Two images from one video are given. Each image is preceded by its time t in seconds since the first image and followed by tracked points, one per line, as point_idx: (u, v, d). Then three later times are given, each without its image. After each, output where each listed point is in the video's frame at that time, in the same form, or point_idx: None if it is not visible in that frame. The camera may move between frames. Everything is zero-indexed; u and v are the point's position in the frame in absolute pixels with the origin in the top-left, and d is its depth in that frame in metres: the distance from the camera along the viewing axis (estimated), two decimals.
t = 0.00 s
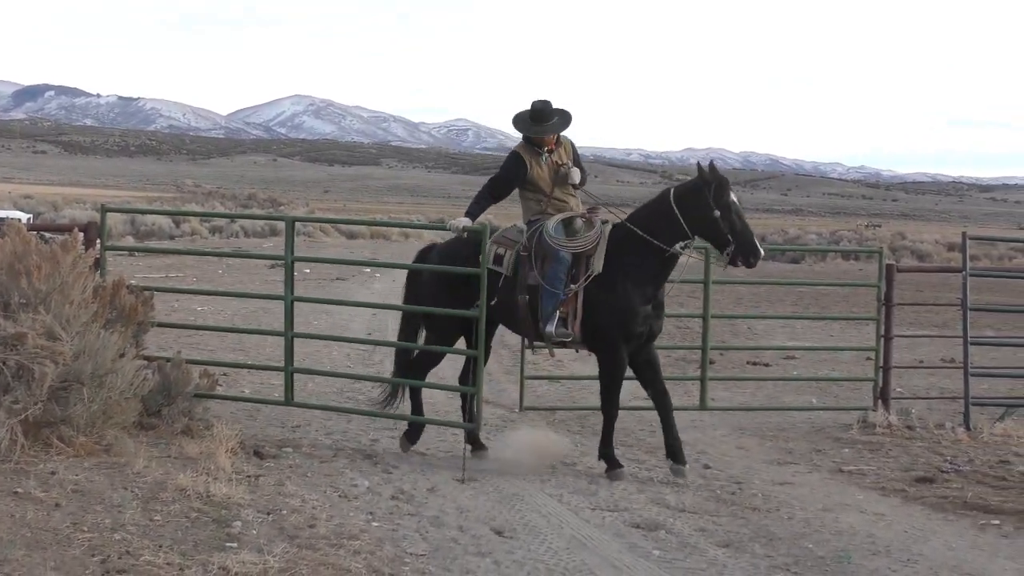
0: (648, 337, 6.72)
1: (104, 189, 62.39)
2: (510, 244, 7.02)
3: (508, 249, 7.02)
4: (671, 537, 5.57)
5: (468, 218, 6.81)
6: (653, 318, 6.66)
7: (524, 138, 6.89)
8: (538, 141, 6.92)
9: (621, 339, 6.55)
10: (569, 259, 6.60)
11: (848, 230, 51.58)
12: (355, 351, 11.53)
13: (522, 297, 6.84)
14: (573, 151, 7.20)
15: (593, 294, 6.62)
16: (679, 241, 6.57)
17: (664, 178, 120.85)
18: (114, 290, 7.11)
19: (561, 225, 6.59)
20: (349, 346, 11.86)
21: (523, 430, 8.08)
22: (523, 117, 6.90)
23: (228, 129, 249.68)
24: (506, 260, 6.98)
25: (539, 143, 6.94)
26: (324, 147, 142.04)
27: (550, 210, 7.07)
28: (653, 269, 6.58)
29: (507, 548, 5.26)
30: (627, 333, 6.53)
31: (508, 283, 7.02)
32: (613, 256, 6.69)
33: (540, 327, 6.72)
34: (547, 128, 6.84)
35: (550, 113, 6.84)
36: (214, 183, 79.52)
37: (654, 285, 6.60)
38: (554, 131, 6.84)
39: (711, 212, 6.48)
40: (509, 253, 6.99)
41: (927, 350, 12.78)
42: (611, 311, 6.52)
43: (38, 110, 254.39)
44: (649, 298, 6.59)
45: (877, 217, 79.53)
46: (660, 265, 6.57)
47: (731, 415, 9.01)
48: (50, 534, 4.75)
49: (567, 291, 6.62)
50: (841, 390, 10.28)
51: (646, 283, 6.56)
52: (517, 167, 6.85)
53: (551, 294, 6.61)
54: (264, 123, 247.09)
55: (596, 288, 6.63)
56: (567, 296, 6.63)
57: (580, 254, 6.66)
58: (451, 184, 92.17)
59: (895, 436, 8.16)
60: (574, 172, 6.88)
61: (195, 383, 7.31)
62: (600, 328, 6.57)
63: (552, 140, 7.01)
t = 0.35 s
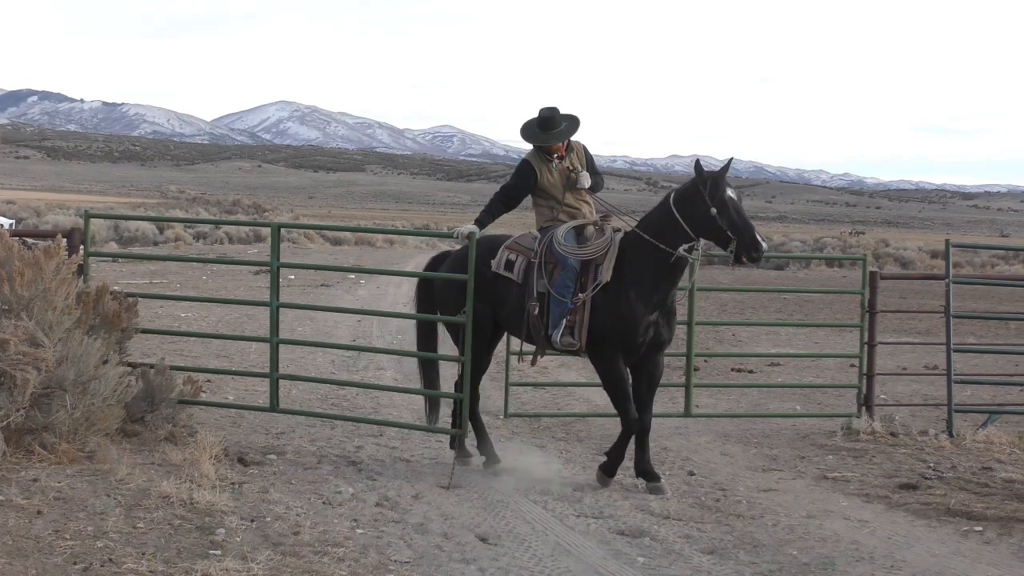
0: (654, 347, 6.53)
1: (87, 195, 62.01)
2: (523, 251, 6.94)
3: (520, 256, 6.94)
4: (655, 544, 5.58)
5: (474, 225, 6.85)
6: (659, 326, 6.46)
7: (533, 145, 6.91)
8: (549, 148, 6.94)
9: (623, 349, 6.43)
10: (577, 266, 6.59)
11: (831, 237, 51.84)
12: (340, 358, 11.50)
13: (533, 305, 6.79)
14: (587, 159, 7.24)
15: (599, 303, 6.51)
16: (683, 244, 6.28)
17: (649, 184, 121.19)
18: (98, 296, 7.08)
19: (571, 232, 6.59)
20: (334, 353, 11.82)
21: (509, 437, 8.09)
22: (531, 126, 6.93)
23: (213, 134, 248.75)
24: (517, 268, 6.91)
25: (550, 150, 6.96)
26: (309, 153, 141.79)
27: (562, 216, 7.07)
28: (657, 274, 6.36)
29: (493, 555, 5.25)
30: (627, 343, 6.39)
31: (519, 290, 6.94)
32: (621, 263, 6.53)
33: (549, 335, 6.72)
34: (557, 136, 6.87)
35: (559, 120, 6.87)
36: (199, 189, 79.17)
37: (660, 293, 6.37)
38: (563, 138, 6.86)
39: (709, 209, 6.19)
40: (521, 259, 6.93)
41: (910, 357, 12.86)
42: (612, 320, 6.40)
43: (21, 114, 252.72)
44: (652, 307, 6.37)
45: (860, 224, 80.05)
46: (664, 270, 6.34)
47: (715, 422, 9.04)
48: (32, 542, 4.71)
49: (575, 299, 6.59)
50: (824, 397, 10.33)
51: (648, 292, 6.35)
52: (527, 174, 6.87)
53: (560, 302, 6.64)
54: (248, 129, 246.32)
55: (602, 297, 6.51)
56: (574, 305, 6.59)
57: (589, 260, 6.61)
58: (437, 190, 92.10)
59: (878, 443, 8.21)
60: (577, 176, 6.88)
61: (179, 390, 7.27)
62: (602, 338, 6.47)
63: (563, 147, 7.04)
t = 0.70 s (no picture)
0: (662, 348, 6.45)
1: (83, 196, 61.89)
2: (533, 254, 6.92)
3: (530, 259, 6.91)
4: (652, 545, 5.59)
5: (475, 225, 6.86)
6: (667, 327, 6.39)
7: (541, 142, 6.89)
8: (557, 145, 6.91)
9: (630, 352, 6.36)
10: (577, 273, 6.63)
11: (828, 238, 51.87)
12: (336, 359, 11.49)
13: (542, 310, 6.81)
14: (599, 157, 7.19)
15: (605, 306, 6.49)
16: (677, 241, 6.21)
17: (645, 185, 121.23)
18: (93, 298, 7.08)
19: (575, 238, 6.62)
20: (331, 354, 11.81)
21: (505, 438, 8.09)
22: (540, 123, 6.90)
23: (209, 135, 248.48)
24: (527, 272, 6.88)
25: (558, 147, 6.93)
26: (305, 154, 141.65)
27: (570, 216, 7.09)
28: (660, 275, 6.29)
29: (490, 556, 5.25)
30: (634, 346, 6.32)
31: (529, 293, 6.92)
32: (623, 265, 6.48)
33: (558, 340, 6.78)
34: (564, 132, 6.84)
35: (567, 118, 6.83)
36: (195, 191, 79.05)
37: (665, 293, 6.30)
38: (570, 136, 6.82)
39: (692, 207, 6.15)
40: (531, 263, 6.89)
41: (906, 358, 12.87)
42: (619, 323, 6.33)
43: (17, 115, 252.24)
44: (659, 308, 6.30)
45: (856, 225, 80.14)
46: (668, 271, 6.28)
47: (712, 423, 9.04)
48: (28, 543, 4.70)
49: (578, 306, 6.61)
50: (821, 398, 10.34)
51: (654, 293, 6.28)
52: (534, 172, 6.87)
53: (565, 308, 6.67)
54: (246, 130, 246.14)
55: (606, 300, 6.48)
56: (579, 311, 6.61)
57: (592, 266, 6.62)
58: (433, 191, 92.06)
59: (875, 444, 8.22)
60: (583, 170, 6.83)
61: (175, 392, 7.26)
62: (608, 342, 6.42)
63: (572, 144, 7.00)
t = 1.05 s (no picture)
0: (671, 342, 6.33)
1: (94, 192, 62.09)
2: (561, 247, 6.92)
3: (556, 251, 6.93)
4: (661, 540, 5.58)
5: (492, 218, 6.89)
6: (671, 321, 6.26)
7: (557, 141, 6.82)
8: (572, 143, 6.78)
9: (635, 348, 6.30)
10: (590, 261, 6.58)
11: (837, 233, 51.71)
12: (345, 354, 11.50)
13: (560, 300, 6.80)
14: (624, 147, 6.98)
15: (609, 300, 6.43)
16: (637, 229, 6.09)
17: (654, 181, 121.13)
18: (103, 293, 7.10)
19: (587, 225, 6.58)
20: (339, 349, 11.83)
21: (513, 433, 8.09)
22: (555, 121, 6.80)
23: (218, 131, 248.90)
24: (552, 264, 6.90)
25: (574, 146, 6.80)
26: (314, 149, 141.79)
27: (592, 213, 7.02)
28: (657, 269, 6.18)
29: (498, 551, 5.26)
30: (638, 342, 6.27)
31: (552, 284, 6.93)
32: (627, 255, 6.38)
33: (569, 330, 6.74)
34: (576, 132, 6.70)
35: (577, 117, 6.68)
36: (204, 186, 79.19)
37: (663, 286, 6.19)
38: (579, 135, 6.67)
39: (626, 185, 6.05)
40: (556, 255, 6.90)
41: (916, 353, 12.82)
42: (621, 318, 6.29)
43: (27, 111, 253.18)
44: (659, 302, 6.20)
45: (865, 220, 79.85)
46: (664, 264, 6.15)
47: (721, 418, 9.03)
48: (39, 538, 4.72)
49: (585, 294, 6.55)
50: (830, 393, 10.31)
51: (653, 286, 6.19)
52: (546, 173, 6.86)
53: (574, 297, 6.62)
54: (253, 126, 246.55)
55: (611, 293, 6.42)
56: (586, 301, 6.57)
57: (604, 255, 6.56)
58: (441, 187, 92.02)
59: (885, 439, 8.19)
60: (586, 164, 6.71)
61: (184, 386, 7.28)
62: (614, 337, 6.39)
63: (591, 140, 6.82)
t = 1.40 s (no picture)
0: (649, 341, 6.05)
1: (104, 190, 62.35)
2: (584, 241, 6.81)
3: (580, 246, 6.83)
4: (670, 538, 5.57)
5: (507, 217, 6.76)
6: (633, 326, 5.99)
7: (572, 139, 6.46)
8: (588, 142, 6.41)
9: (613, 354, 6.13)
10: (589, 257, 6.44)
11: (846, 230, 51.60)
12: (353, 351, 11.51)
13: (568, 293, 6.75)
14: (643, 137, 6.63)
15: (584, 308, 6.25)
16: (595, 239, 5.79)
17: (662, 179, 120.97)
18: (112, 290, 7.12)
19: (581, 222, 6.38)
20: (348, 346, 11.85)
21: (522, 430, 8.09)
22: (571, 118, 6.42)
23: (227, 129, 249.52)
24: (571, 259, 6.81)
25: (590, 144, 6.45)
26: (322, 146, 141.83)
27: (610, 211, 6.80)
28: (614, 276, 5.94)
29: (506, 549, 5.25)
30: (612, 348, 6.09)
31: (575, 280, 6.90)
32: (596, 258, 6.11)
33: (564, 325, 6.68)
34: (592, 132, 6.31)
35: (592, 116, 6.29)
36: (213, 184, 79.43)
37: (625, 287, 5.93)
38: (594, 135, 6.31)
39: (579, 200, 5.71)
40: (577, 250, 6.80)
41: (925, 351, 12.77)
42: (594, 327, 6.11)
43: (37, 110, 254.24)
44: (622, 306, 5.95)
45: (874, 217, 79.60)
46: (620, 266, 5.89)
47: (730, 415, 9.01)
48: (49, 534, 4.74)
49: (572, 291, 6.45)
50: (839, 391, 10.28)
51: (614, 291, 5.95)
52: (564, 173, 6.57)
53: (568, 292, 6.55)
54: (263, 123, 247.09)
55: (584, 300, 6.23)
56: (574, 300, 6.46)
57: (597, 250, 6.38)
58: (449, 184, 92.07)
59: (894, 437, 8.16)
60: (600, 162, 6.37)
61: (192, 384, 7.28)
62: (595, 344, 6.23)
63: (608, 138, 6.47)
